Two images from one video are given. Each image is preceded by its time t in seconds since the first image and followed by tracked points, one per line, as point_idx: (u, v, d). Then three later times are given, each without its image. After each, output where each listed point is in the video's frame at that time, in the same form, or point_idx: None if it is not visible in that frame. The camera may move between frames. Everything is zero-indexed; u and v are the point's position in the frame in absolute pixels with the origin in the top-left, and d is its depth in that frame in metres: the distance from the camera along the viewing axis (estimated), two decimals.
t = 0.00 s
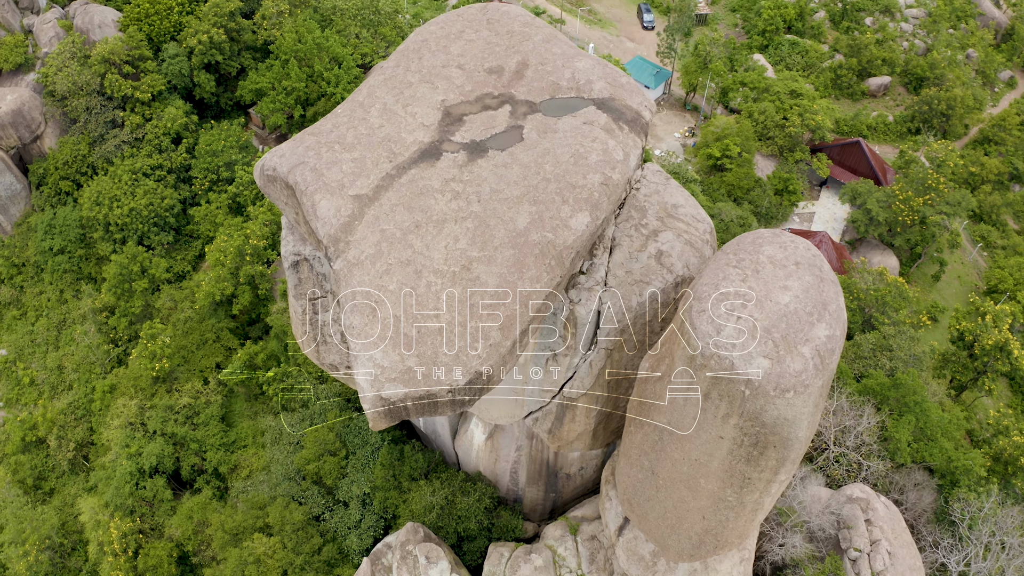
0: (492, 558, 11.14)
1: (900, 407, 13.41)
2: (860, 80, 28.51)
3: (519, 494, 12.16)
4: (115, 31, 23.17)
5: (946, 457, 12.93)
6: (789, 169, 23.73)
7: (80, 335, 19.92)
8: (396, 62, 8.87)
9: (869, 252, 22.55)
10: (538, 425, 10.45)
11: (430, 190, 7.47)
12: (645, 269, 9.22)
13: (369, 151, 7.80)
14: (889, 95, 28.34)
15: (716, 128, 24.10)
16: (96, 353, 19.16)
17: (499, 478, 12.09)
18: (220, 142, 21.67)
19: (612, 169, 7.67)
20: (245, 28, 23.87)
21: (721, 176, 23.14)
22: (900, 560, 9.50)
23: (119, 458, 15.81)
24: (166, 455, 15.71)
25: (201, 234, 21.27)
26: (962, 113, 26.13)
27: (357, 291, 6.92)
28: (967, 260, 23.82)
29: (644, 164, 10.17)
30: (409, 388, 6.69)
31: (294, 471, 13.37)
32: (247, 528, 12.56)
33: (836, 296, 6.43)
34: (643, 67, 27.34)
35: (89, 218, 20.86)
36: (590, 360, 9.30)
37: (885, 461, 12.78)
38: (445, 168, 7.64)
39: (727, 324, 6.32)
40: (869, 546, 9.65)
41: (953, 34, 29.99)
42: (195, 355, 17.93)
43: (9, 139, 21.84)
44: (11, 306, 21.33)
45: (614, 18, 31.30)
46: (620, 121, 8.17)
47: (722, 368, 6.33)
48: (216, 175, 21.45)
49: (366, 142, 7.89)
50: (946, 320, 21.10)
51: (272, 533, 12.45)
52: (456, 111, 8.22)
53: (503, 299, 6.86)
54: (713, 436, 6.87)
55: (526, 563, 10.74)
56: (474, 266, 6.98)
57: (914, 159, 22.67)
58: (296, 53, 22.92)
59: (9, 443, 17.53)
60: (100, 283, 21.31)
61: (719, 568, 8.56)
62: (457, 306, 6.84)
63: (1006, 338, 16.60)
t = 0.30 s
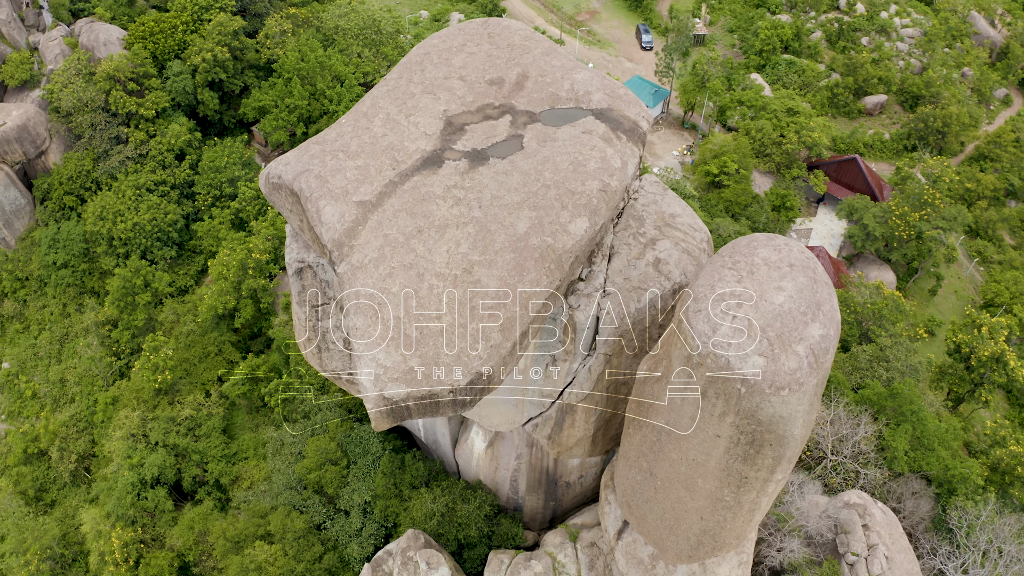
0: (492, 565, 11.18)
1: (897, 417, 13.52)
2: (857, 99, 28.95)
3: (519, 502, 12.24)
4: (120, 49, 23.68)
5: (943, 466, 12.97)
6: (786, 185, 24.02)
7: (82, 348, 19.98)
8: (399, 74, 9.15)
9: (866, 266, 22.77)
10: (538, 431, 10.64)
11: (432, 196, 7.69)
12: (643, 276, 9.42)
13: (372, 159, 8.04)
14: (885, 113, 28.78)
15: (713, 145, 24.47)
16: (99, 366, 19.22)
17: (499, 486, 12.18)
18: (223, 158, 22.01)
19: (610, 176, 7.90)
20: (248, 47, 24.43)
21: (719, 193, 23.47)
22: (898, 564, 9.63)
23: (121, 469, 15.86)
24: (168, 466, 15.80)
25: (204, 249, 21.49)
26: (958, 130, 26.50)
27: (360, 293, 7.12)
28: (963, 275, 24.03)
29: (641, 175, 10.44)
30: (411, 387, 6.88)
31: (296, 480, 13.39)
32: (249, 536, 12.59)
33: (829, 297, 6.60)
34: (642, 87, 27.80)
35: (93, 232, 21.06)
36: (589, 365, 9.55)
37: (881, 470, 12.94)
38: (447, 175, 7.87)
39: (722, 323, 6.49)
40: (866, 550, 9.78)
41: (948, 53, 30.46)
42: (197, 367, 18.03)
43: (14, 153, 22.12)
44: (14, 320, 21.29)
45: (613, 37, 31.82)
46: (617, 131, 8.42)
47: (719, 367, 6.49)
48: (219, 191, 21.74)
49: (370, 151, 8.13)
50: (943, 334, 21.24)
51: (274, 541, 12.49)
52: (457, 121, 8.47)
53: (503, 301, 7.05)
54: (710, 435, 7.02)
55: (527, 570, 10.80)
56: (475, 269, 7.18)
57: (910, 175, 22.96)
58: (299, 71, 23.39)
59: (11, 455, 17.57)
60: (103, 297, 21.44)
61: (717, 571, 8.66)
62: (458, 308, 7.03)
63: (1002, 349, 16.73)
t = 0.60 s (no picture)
0: (493, 564, 11.25)
1: (893, 419, 13.60)
2: (854, 109, 29.29)
3: (519, 503, 12.33)
4: (124, 59, 24.03)
5: (941, 467, 13.05)
6: (784, 194, 24.22)
7: (85, 354, 20.01)
8: (402, 78, 9.38)
9: (863, 274, 22.97)
10: (538, 429, 10.75)
11: (434, 195, 7.88)
12: (641, 275, 9.58)
13: (376, 159, 8.23)
14: (882, 123, 29.12)
15: (711, 155, 24.72)
16: (101, 371, 19.18)
17: (499, 487, 12.28)
18: (226, 167, 22.27)
19: (609, 176, 8.09)
20: (251, 57, 24.80)
21: (717, 201, 23.66)
22: (895, 561, 9.73)
23: (124, 473, 15.92)
24: (170, 469, 15.90)
25: (206, 257, 21.68)
26: (955, 140, 26.80)
27: (364, 289, 7.29)
28: (960, 282, 24.21)
29: (639, 179, 10.65)
30: (414, 381, 6.99)
31: (298, 482, 13.48)
32: (251, 536, 12.62)
33: (823, 291, 6.75)
34: (641, 98, 28.13)
35: (96, 239, 21.21)
36: (588, 362, 9.69)
37: (879, 471, 13.05)
38: (449, 175, 8.06)
39: (718, 316, 6.65)
40: (863, 547, 9.89)
41: (945, 63, 30.79)
42: (199, 373, 18.14)
43: (19, 161, 22.33)
44: (17, 326, 21.38)
45: (612, 49, 32.22)
46: (616, 133, 8.62)
47: (715, 357, 6.65)
48: (222, 200, 21.97)
49: (373, 151, 8.33)
50: (940, 340, 21.37)
51: (276, 542, 12.55)
52: (459, 122, 8.68)
53: (503, 295, 7.21)
54: (707, 427, 7.16)
55: (527, 568, 10.88)
56: (476, 265, 7.34)
57: (906, 184, 23.18)
58: (301, 81, 23.74)
59: (13, 459, 17.65)
60: (106, 303, 21.54)
61: (715, 567, 8.77)
62: (459, 303, 7.18)
63: (998, 353, 16.86)
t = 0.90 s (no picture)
0: (493, 563, 11.32)
1: (890, 421, 13.69)
2: (851, 119, 29.64)
3: (519, 503, 12.43)
4: (128, 68, 24.36)
5: (937, 469, 13.16)
6: (781, 203, 24.45)
7: (88, 359, 20.10)
8: (404, 82, 9.60)
9: (861, 281, 23.18)
10: (538, 428, 10.86)
11: (436, 194, 8.06)
12: (639, 275, 9.74)
13: (379, 160, 8.43)
14: (879, 133, 29.43)
15: (709, 163, 24.94)
16: (105, 376, 19.38)
17: (500, 487, 12.39)
18: (229, 176, 22.48)
19: (607, 176, 8.28)
20: (254, 67, 25.14)
21: (715, 210, 23.83)
22: (891, 558, 9.79)
23: (126, 476, 15.99)
24: (172, 473, 15.98)
25: (209, 264, 21.87)
26: (951, 149, 27.09)
27: (367, 285, 7.45)
28: (957, 289, 24.38)
29: (637, 182, 10.85)
30: (416, 374, 7.15)
31: (299, 483, 13.54)
32: (253, 537, 12.67)
33: (817, 286, 6.93)
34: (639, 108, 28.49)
35: (100, 246, 21.37)
36: (587, 360, 9.81)
37: (876, 472, 13.17)
38: (451, 175, 8.25)
39: (714, 308, 6.80)
40: (860, 544, 9.97)
41: (941, 74, 31.12)
42: (202, 378, 18.26)
43: (23, 169, 22.54)
44: (20, 333, 21.48)
45: (610, 60, 32.65)
46: (614, 134, 8.82)
47: (711, 349, 6.80)
48: (225, 208, 22.18)
49: (377, 152, 8.53)
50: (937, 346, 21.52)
51: (278, 542, 12.62)
52: (460, 124, 8.89)
53: (504, 291, 7.38)
54: (704, 420, 7.31)
55: (527, 567, 10.95)
56: (477, 262, 7.52)
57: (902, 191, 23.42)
58: (304, 91, 24.07)
59: (16, 464, 17.71)
60: (109, 310, 21.66)
61: (713, 563, 8.89)
62: (461, 299, 7.33)
63: (994, 357, 17.01)
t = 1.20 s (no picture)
0: (493, 562, 11.41)
1: (886, 423, 13.81)
2: (848, 129, 29.95)
3: (519, 504, 12.52)
4: (132, 77, 24.68)
5: (933, 470, 13.28)
6: (779, 211, 24.68)
7: (91, 365, 20.23)
8: (407, 86, 9.82)
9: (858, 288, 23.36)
10: (538, 427, 10.97)
11: (438, 194, 8.25)
12: (637, 275, 9.92)
13: (382, 160, 8.62)
14: (876, 143, 29.74)
15: (708, 172, 25.17)
16: (108, 381, 19.51)
17: (500, 488, 12.49)
18: (231, 184, 22.69)
19: (605, 176, 8.48)
20: (257, 77, 25.48)
21: (713, 218, 24.00)
22: (888, 555, 9.94)
23: (128, 480, 16.07)
24: (174, 476, 16.05)
25: (211, 271, 22.06)
26: (947, 158, 27.36)
27: (371, 281, 7.63)
28: (954, 296, 24.55)
29: (635, 184, 11.04)
30: (420, 368, 7.36)
31: (301, 485, 13.61)
32: (255, 537, 12.71)
33: (810, 280, 7.08)
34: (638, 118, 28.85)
35: (103, 253, 21.53)
36: (586, 359, 9.94)
37: (873, 473, 13.29)
38: (452, 175, 8.44)
39: (709, 302, 6.95)
40: (856, 542, 10.09)
41: (937, 84, 31.45)
42: (204, 383, 18.36)
43: (27, 176, 22.74)
44: (23, 339, 21.58)
45: (609, 72, 33.07)
46: (613, 136, 9.02)
47: (707, 342, 6.96)
48: (227, 215, 22.38)
49: (380, 153, 8.73)
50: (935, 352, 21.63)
51: (279, 543, 12.68)
52: (461, 127, 9.10)
53: (506, 287, 7.56)
54: (700, 413, 7.47)
55: (527, 566, 11.04)
56: (478, 259, 7.69)
57: (898, 200, 23.63)
58: (306, 101, 24.40)
59: (18, 469, 17.79)
60: (112, 317, 21.77)
61: (711, 559, 9.01)
62: (462, 294, 7.49)
63: (990, 361, 17.17)
